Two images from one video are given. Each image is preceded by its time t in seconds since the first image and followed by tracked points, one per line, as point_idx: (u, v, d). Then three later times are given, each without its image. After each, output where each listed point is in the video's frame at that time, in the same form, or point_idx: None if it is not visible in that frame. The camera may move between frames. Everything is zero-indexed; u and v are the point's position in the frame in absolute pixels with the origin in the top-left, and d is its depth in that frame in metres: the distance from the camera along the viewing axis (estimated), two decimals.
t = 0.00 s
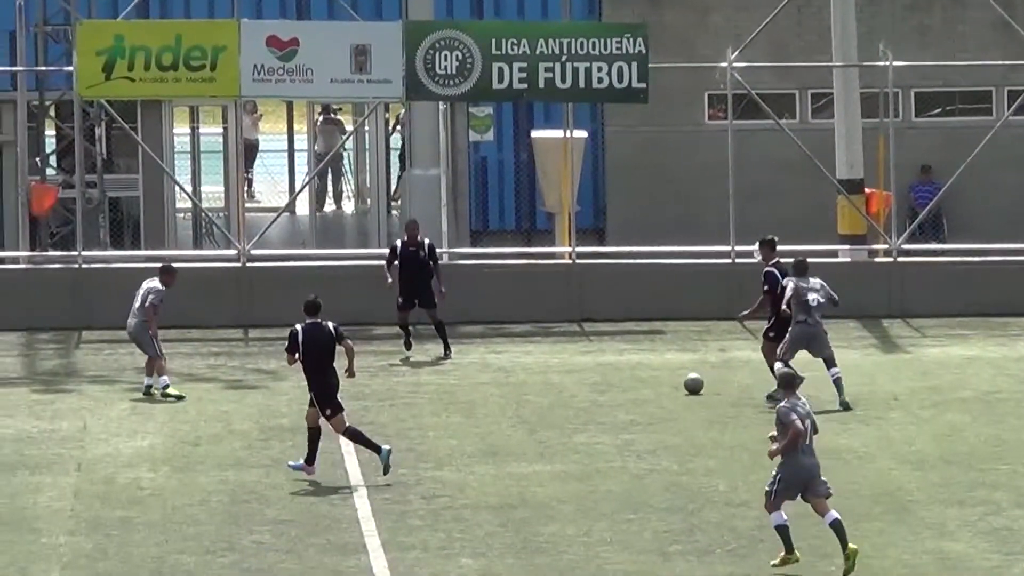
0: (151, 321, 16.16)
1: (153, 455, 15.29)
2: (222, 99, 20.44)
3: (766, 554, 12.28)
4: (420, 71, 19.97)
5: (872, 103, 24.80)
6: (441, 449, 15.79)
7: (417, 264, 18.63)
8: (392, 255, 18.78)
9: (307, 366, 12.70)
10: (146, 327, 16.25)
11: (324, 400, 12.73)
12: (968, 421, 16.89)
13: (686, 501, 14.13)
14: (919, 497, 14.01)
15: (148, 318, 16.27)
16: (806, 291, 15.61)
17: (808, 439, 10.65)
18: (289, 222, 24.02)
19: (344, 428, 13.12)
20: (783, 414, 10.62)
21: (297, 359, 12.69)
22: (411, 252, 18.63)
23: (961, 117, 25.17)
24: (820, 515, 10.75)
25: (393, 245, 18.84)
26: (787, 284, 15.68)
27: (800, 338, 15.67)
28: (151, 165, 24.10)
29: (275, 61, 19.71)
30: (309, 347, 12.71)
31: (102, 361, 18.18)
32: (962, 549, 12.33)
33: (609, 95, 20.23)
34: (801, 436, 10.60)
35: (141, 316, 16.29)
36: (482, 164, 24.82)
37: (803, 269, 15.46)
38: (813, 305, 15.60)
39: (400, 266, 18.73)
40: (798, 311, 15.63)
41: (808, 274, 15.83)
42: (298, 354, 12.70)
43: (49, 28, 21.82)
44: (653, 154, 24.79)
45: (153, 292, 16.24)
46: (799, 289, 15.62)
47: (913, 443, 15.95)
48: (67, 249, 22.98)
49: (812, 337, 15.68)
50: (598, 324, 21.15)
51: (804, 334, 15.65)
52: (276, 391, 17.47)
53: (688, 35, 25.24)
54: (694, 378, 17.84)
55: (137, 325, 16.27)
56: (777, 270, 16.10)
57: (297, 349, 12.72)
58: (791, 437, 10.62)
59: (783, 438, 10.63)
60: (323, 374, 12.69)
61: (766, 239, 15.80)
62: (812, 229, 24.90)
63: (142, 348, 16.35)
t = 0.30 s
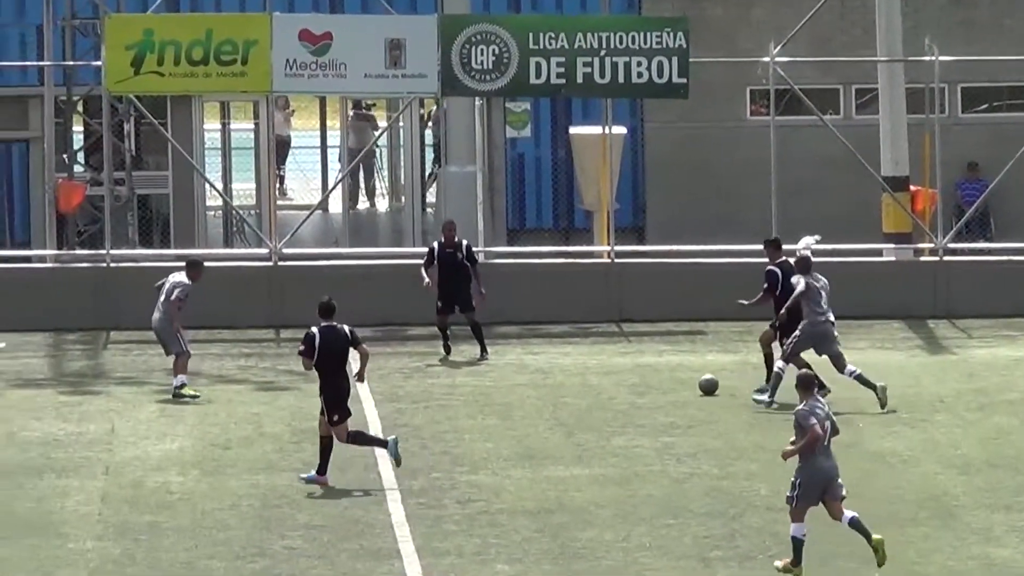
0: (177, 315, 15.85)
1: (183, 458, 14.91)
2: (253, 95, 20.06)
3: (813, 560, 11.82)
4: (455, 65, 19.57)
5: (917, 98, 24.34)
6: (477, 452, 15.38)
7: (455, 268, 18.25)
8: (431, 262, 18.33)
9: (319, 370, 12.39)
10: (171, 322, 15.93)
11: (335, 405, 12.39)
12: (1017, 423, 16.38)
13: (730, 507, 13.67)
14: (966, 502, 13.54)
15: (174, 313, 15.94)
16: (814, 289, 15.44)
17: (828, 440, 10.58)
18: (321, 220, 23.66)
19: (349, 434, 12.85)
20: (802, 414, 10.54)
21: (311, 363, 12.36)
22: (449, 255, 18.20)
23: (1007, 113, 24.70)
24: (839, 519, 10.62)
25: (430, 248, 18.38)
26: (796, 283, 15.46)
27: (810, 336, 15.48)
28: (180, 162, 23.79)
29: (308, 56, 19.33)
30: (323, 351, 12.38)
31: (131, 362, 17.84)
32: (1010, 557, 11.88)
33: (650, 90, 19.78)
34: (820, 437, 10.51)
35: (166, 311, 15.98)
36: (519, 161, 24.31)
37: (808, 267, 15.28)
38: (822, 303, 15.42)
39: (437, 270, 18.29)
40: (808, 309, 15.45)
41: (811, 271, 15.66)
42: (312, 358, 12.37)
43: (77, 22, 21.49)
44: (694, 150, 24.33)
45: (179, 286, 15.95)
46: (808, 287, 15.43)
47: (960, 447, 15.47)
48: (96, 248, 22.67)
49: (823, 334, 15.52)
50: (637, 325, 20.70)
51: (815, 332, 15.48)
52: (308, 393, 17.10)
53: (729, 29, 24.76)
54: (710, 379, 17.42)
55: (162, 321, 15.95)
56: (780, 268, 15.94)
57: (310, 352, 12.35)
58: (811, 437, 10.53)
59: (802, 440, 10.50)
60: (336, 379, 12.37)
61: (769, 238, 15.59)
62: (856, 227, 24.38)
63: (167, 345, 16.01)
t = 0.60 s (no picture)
0: (190, 310, 15.65)
1: (200, 461, 14.63)
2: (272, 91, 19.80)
3: (844, 564, 11.50)
4: (478, 61, 19.28)
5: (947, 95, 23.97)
6: (500, 455, 15.09)
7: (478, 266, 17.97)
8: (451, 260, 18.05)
9: (325, 376, 12.15)
10: (185, 318, 15.71)
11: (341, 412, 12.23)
12: None
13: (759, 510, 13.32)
14: (999, 505, 13.19)
15: (188, 309, 15.74)
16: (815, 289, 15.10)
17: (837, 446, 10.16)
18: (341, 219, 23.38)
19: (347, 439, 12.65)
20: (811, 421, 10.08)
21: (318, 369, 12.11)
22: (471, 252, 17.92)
23: None
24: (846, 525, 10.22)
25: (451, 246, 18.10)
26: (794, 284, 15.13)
27: (811, 337, 15.14)
28: (199, 160, 23.57)
29: (328, 52, 19.06)
30: (331, 356, 12.15)
31: (149, 363, 17.60)
32: None
33: (675, 87, 19.48)
34: (828, 445, 10.08)
35: (181, 308, 15.78)
36: (542, 158, 23.89)
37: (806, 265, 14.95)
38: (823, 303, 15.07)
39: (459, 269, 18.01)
40: (808, 310, 15.10)
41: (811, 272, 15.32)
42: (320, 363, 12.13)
43: (94, 17, 21.26)
44: (720, 147, 23.96)
45: (194, 283, 15.77)
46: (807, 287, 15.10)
47: (991, 449, 15.13)
48: (113, 247, 22.45)
49: (825, 336, 15.16)
50: (662, 325, 20.38)
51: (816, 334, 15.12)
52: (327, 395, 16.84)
53: (757, 24, 24.44)
54: (715, 379, 17.20)
55: (176, 317, 15.75)
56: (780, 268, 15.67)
57: (318, 356, 12.11)
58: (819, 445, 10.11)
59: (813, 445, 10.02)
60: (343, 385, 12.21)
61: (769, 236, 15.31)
62: (887, 227, 24.04)
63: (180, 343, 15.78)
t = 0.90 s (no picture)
0: (208, 308, 15.38)
1: (221, 464, 14.25)
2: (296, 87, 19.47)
3: (884, 571, 11.09)
4: (505, 56, 18.93)
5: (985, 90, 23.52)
6: (527, 458, 14.72)
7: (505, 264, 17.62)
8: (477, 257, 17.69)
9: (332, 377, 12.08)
10: (202, 314, 15.44)
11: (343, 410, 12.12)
12: None
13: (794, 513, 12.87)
14: None
15: (206, 305, 15.47)
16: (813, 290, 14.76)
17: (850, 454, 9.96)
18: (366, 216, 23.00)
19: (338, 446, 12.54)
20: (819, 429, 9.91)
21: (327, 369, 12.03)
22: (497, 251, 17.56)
23: None
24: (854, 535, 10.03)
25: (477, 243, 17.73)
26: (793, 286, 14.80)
27: (811, 340, 14.86)
28: (220, 155, 23.17)
29: (353, 46, 18.70)
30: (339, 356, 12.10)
31: (168, 364, 17.29)
32: None
33: (707, 82, 19.10)
34: (840, 453, 9.93)
35: (199, 302, 15.50)
36: (572, 155, 23.33)
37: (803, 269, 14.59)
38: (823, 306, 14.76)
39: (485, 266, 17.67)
40: (808, 313, 14.79)
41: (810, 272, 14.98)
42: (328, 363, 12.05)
43: (115, 11, 20.98)
44: (753, 142, 23.52)
45: (214, 278, 15.46)
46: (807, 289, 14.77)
47: None
48: (133, 245, 22.09)
49: (824, 339, 14.88)
50: (693, 326, 19.98)
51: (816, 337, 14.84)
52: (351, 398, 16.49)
53: (791, 18, 23.99)
54: (722, 378, 16.74)
55: (193, 311, 15.48)
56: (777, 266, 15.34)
57: (327, 355, 12.03)
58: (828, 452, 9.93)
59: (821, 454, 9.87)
60: (347, 385, 12.14)
61: (766, 236, 15.04)
62: (924, 225, 23.58)
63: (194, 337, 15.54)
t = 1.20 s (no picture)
0: (228, 308, 15.15)
1: (242, 467, 13.92)
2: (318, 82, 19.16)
3: None
4: (531, 50, 18.61)
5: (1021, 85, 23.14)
6: (554, 461, 14.37)
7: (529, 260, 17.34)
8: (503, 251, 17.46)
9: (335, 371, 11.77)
10: (220, 316, 15.18)
11: (345, 403, 11.86)
12: None
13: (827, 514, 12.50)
14: None
15: (223, 306, 15.23)
16: (809, 290, 14.90)
17: (860, 454, 9.68)
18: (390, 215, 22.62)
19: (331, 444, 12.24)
20: (824, 430, 9.66)
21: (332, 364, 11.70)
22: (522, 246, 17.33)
23: None
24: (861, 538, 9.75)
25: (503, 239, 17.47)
26: (791, 281, 14.92)
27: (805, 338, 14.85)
28: (240, 152, 22.75)
29: (376, 40, 18.37)
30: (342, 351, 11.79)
31: (187, 365, 17.00)
32: None
33: (737, 77, 18.79)
34: (844, 452, 9.69)
35: (213, 304, 15.22)
36: (599, 153, 22.77)
37: (801, 265, 14.79)
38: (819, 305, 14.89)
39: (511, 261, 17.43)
40: (804, 309, 14.86)
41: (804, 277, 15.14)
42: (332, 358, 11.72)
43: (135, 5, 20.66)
44: (784, 139, 23.13)
45: (231, 279, 15.28)
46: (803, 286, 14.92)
47: None
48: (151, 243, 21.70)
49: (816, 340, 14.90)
50: (723, 326, 19.60)
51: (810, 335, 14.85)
52: (373, 400, 16.18)
53: (824, 11, 23.59)
54: (724, 380, 16.39)
55: (208, 313, 15.20)
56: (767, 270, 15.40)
57: (331, 350, 11.72)
58: (835, 454, 9.67)
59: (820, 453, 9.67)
60: (350, 381, 11.85)
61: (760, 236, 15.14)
62: (960, 223, 23.14)
63: (207, 340, 15.22)
